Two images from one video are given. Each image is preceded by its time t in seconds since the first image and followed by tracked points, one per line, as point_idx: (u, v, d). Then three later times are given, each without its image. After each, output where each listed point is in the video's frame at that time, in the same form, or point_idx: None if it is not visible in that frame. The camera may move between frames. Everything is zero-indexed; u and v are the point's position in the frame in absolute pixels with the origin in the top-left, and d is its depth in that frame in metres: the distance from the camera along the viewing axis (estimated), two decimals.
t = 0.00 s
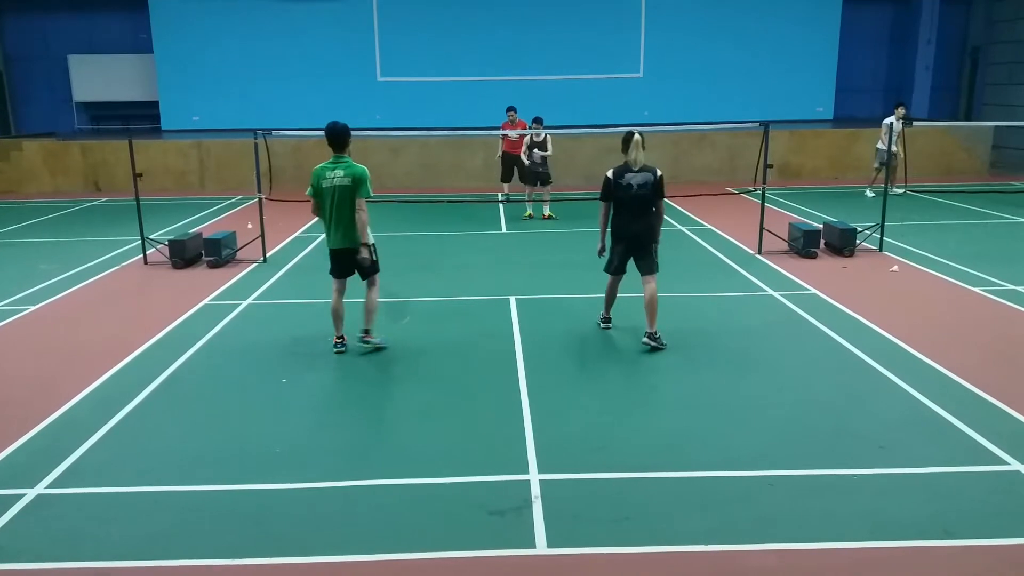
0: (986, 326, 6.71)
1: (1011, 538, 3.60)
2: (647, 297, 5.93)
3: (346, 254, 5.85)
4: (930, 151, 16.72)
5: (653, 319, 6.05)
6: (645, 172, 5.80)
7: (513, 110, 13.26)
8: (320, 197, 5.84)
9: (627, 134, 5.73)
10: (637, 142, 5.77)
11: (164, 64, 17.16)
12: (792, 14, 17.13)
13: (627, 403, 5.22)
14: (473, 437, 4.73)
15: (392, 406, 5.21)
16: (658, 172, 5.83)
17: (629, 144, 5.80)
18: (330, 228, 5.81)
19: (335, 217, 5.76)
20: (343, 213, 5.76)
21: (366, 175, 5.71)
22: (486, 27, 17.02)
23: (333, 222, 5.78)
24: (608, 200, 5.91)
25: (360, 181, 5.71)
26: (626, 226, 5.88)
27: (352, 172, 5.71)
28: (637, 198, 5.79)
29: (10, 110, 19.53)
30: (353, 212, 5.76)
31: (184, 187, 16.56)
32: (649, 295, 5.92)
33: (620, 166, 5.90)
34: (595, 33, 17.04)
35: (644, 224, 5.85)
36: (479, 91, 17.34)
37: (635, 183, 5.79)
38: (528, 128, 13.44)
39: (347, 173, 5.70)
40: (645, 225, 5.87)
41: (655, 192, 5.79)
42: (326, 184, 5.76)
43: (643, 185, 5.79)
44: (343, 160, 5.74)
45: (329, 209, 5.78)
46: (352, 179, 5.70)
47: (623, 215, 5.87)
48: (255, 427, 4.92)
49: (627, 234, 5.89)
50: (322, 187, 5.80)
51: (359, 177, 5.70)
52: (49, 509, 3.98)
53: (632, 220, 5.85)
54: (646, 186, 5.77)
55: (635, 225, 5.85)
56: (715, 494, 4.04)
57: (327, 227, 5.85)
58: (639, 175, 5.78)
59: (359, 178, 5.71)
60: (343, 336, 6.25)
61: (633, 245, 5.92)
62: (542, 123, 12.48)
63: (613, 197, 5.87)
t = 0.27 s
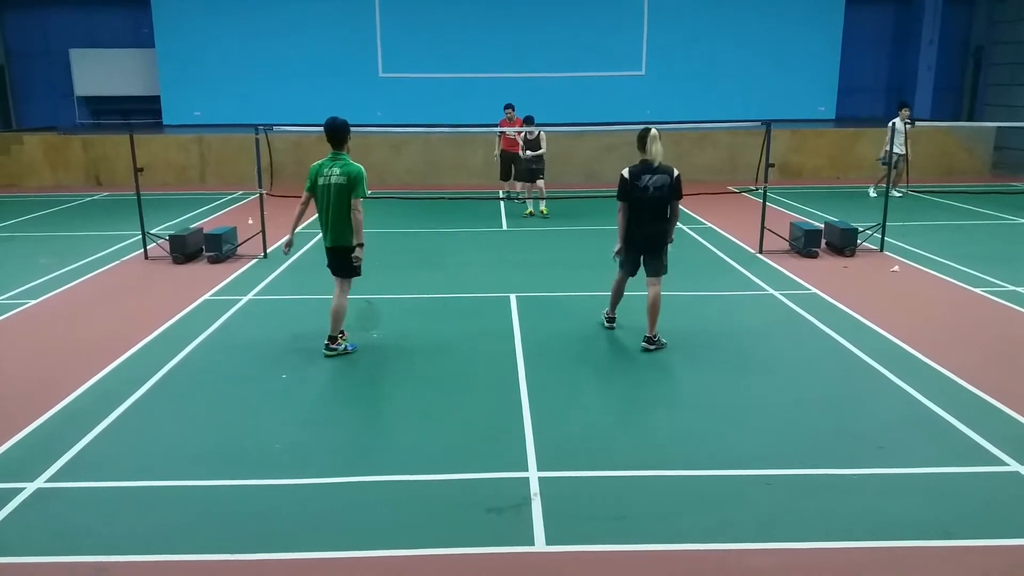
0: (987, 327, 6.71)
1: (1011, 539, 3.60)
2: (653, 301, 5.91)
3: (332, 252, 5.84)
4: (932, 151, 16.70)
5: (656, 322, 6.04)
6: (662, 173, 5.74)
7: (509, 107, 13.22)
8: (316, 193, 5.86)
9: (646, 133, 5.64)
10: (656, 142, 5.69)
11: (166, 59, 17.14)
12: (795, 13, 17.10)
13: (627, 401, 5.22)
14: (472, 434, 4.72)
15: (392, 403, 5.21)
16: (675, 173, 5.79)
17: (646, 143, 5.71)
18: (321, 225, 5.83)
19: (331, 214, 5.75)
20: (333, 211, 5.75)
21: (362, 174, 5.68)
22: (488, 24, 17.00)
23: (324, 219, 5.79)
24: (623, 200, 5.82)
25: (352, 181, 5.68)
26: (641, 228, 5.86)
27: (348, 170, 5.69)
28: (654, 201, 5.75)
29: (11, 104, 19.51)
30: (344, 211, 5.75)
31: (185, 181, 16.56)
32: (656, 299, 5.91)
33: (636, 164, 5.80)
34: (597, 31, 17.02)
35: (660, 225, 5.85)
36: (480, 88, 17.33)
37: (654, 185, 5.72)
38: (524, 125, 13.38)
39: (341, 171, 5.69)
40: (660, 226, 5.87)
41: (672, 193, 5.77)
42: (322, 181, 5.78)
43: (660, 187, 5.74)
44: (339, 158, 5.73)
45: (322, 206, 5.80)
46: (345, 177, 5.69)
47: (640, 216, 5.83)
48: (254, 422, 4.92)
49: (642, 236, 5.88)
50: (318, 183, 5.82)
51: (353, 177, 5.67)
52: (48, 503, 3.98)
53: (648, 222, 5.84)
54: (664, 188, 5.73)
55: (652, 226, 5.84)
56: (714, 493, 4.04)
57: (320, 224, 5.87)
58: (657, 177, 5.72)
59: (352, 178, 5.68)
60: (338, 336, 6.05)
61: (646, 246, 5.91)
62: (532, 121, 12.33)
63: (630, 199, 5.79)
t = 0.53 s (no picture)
0: (990, 325, 6.69)
1: (1014, 537, 3.59)
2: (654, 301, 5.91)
3: (334, 252, 5.82)
4: (936, 148, 16.65)
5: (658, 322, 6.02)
6: (666, 174, 5.75)
7: (513, 104, 13.00)
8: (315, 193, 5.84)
9: (651, 134, 5.65)
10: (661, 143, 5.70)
11: (169, 57, 17.16)
12: (798, 10, 17.05)
13: (629, 399, 5.21)
14: (474, 432, 4.73)
15: (394, 401, 5.21)
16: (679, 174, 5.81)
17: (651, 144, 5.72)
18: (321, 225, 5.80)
19: (329, 215, 5.75)
20: (334, 211, 5.74)
21: (361, 175, 5.70)
22: (491, 21, 16.98)
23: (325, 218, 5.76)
24: (627, 201, 5.83)
25: (353, 180, 5.71)
26: (644, 229, 5.86)
27: (349, 170, 5.71)
28: (658, 202, 5.75)
29: (15, 103, 19.55)
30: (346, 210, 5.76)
31: (188, 180, 16.59)
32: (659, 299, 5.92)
33: (640, 165, 5.81)
34: (600, 28, 17.00)
35: (663, 226, 5.85)
36: (483, 86, 17.31)
37: (658, 187, 5.73)
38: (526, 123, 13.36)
39: (342, 170, 5.71)
40: (663, 227, 5.87)
41: (676, 195, 5.78)
42: (321, 180, 5.77)
43: (665, 189, 5.75)
44: (339, 158, 5.75)
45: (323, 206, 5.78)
46: (346, 177, 5.71)
47: (643, 217, 5.83)
48: (257, 420, 4.92)
49: (646, 236, 5.87)
50: (317, 183, 5.81)
51: (354, 176, 5.69)
52: (52, 500, 3.99)
53: (651, 223, 5.83)
54: (668, 190, 5.74)
55: (655, 227, 5.84)
56: (716, 491, 4.04)
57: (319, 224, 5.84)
58: (662, 178, 5.73)
59: (352, 177, 5.71)
60: (340, 334, 6.06)
61: (648, 247, 5.91)
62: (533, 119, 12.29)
63: (634, 199, 5.80)
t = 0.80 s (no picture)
0: (992, 326, 6.69)
1: (1018, 540, 3.58)
2: (656, 300, 5.91)
3: (338, 251, 5.83)
4: (939, 149, 16.62)
5: (661, 322, 6.03)
6: (667, 175, 5.75)
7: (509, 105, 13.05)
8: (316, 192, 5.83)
9: (653, 135, 5.64)
10: (662, 144, 5.70)
11: (173, 54, 17.17)
12: (802, 10, 17.02)
13: (630, 399, 5.21)
14: (475, 431, 4.73)
15: (394, 400, 5.21)
16: (681, 176, 5.79)
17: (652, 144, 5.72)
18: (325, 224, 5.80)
19: (329, 215, 5.76)
20: (338, 210, 5.75)
21: (360, 174, 5.68)
22: (494, 20, 16.97)
23: (328, 218, 5.77)
24: (628, 200, 5.85)
25: (353, 179, 5.68)
26: (644, 228, 5.85)
27: (348, 169, 5.69)
28: (658, 203, 5.75)
29: (18, 99, 19.58)
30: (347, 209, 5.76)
31: (191, 177, 16.61)
32: (658, 299, 5.90)
33: (642, 166, 5.83)
34: (604, 28, 16.98)
35: (664, 227, 5.82)
36: (487, 85, 17.32)
37: (658, 187, 5.73)
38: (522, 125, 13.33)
39: (341, 169, 5.68)
40: (664, 228, 5.85)
41: (677, 196, 5.78)
42: (320, 179, 5.74)
43: (666, 190, 5.74)
44: (338, 157, 5.73)
45: (325, 205, 5.78)
46: (345, 175, 5.68)
47: (644, 216, 5.83)
48: (257, 419, 4.92)
49: (646, 236, 5.86)
50: (317, 182, 5.80)
51: (353, 175, 5.67)
52: (53, 498, 3.99)
53: (651, 224, 5.82)
54: (669, 191, 5.74)
55: (655, 227, 5.82)
56: (718, 492, 4.03)
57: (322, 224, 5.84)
58: (663, 179, 5.73)
59: (352, 176, 5.68)
60: (343, 333, 6.08)
61: (648, 247, 5.89)
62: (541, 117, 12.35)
63: (634, 199, 5.82)
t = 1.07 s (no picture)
0: (993, 327, 6.69)
1: (1018, 541, 3.58)
2: (658, 300, 5.90)
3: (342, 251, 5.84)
4: (941, 150, 16.61)
5: (663, 321, 6.03)
6: (668, 175, 5.75)
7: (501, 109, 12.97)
8: (319, 192, 5.84)
9: (655, 134, 5.63)
10: (664, 143, 5.70)
11: (175, 51, 17.17)
12: (805, 10, 17.00)
13: (632, 398, 5.21)
14: (476, 429, 4.73)
15: (396, 398, 5.21)
16: (683, 176, 5.79)
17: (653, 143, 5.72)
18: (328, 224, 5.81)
19: (332, 215, 5.77)
20: (341, 210, 5.75)
21: (362, 174, 5.68)
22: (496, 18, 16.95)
23: (331, 218, 5.78)
24: (630, 200, 5.85)
25: (355, 179, 5.68)
26: (645, 228, 5.85)
27: (349, 169, 5.68)
28: (660, 202, 5.75)
29: (21, 96, 19.58)
30: (350, 209, 5.76)
31: (193, 175, 16.60)
32: (660, 299, 5.89)
33: (644, 165, 5.83)
34: (607, 27, 16.96)
35: (665, 226, 5.82)
36: (489, 84, 17.30)
37: (660, 186, 5.73)
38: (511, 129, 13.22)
39: (344, 169, 5.68)
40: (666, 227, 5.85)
41: (679, 196, 5.77)
42: (323, 179, 5.75)
43: (668, 189, 5.75)
44: (341, 157, 5.73)
45: (328, 205, 5.78)
46: (347, 176, 5.68)
47: (646, 216, 5.83)
48: (258, 416, 4.92)
49: (647, 235, 5.86)
50: (320, 182, 5.80)
51: (356, 175, 5.67)
52: (54, 494, 4.00)
53: (652, 224, 5.82)
54: (671, 190, 5.74)
55: (657, 227, 5.82)
56: (718, 492, 4.03)
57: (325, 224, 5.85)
58: (665, 179, 5.73)
59: (354, 177, 5.68)
60: (343, 332, 6.09)
61: (650, 246, 5.89)
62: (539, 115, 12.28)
63: (635, 198, 5.82)
